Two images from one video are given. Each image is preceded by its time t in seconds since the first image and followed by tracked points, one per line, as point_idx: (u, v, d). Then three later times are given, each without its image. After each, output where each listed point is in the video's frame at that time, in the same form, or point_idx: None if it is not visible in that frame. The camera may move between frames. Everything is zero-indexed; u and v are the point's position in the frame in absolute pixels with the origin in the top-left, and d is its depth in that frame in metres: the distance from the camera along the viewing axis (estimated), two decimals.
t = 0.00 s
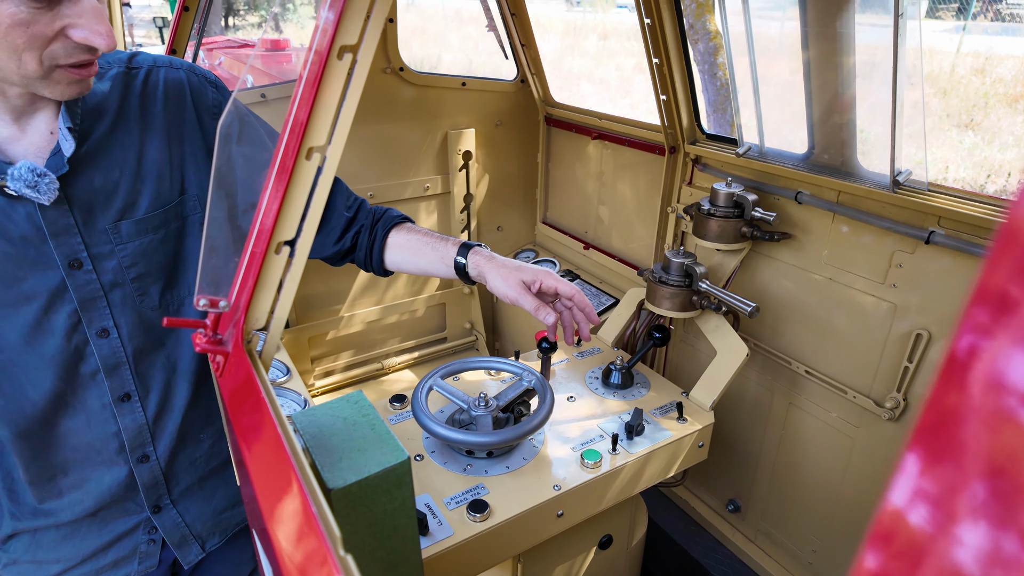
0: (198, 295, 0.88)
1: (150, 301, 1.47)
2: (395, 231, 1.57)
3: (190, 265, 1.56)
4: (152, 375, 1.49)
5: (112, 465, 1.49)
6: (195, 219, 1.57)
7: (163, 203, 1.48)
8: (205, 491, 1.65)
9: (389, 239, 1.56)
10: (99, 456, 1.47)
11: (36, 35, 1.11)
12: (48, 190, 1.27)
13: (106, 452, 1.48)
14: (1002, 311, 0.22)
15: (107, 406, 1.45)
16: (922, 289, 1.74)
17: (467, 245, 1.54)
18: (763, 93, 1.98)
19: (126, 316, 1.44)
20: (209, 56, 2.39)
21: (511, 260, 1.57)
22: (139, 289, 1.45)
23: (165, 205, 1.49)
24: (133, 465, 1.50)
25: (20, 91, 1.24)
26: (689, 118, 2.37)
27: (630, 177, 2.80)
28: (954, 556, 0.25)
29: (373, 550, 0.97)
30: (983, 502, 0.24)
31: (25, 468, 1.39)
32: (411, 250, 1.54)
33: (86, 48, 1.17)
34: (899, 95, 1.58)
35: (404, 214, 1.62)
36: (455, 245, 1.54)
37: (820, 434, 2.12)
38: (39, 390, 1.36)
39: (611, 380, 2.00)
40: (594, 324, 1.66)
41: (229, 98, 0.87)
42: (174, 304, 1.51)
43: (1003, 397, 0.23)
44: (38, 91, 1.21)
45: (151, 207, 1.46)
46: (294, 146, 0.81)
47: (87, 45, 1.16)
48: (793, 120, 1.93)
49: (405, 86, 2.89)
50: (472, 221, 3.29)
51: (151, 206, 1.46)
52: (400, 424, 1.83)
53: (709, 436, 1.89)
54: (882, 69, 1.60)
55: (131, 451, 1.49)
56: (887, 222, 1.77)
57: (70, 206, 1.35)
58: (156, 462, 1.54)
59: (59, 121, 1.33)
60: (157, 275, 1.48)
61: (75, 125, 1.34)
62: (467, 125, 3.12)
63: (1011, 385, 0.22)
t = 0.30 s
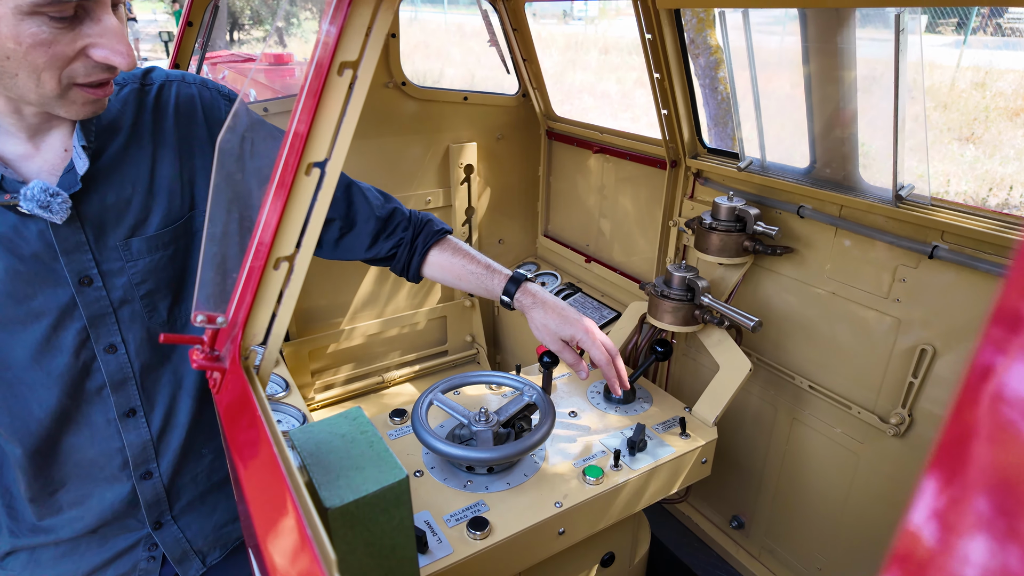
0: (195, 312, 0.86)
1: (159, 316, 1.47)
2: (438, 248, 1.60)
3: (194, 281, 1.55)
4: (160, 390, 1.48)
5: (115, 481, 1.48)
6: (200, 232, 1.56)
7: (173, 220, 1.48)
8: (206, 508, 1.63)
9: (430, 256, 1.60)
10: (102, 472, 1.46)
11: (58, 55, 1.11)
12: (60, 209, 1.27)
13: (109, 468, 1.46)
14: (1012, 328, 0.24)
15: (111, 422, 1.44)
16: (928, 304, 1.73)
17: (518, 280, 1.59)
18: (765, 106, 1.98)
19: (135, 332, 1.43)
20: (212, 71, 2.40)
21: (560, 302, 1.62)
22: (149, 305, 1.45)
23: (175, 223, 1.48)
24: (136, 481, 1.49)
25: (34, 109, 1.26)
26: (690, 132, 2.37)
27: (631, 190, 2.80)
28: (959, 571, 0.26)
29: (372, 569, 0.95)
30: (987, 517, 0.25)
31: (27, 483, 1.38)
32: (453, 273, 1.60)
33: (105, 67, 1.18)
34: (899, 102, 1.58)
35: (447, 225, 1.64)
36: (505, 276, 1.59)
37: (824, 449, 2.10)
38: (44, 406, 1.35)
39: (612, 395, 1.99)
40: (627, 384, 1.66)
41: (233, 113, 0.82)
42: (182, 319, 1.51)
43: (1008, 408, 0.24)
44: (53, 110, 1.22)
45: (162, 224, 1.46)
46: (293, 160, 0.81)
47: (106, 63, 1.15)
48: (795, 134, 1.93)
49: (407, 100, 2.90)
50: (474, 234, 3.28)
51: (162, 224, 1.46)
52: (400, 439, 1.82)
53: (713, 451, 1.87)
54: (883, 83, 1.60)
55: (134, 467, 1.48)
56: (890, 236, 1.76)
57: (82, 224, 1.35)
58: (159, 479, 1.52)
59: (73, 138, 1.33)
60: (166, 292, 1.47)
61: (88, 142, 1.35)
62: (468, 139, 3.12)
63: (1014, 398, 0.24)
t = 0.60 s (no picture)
0: (188, 324, 0.84)
1: (163, 330, 1.44)
2: (465, 264, 1.57)
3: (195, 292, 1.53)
4: (161, 405, 1.45)
5: (112, 495, 1.45)
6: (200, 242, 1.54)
7: (180, 235, 1.46)
8: (204, 524, 1.59)
9: (457, 271, 1.57)
10: (99, 485, 1.44)
11: (63, 69, 1.09)
12: (61, 225, 1.26)
13: (106, 482, 1.44)
14: None
15: (110, 435, 1.41)
16: (936, 316, 1.71)
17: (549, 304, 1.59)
18: (768, 117, 1.96)
19: (137, 345, 1.41)
20: (214, 80, 2.40)
21: (591, 329, 1.62)
22: (152, 319, 1.42)
23: (181, 238, 1.46)
24: (133, 497, 1.46)
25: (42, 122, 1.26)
26: (692, 142, 2.35)
27: (632, 200, 2.79)
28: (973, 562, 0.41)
29: None
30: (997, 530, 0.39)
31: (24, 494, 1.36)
32: (480, 289, 1.58)
33: (112, 81, 1.16)
34: (903, 111, 1.57)
35: (474, 237, 1.59)
36: (536, 298, 1.59)
37: (830, 462, 2.07)
38: (42, 419, 1.33)
39: (615, 407, 1.96)
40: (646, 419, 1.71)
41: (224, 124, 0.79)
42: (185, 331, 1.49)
43: None
44: (62, 123, 1.21)
45: (169, 239, 1.44)
46: (290, 169, 0.79)
47: (113, 77, 1.13)
48: (799, 144, 1.92)
49: (408, 110, 2.90)
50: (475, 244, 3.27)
51: (168, 239, 1.44)
52: (399, 451, 1.79)
53: (717, 465, 1.85)
54: (889, 93, 1.59)
55: (131, 482, 1.45)
56: (896, 247, 1.74)
57: (86, 237, 1.33)
58: (155, 495, 1.49)
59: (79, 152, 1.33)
60: (170, 306, 1.45)
61: (95, 156, 1.34)
62: (470, 148, 3.12)
63: None
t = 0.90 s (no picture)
0: (177, 328, 0.81)
1: (161, 337, 1.42)
2: (469, 277, 1.54)
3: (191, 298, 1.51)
4: (156, 414, 1.42)
5: (105, 505, 1.42)
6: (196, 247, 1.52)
7: (178, 243, 1.44)
8: (198, 534, 1.56)
9: (461, 284, 1.54)
10: (93, 495, 1.41)
11: (65, 74, 1.05)
12: (57, 233, 1.25)
13: (99, 491, 1.41)
14: None
15: (105, 444, 1.38)
16: (942, 323, 1.68)
17: (554, 320, 1.55)
18: (771, 122, 1.94)
19: (133, 353, 1.39)
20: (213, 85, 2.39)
21: (595, 349, 1.59)
22: (150, 327, 1.40)
23: (179, 245, 1.44)
24: (126, 507, 1.43)
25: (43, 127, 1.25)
26: (694, 147, 2.33)
27: (633, 206, 2.77)
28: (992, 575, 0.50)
29: None
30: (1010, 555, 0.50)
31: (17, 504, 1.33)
32: (484, 304, 1.55)
33: (115, 86, 1.11)
34: (909, 111, 1.55)
35: (479, 249, 1.55)
36: (541, 314, 1.56)
37: (835, 471, 2.04)
38: (35, 427, 1.30)
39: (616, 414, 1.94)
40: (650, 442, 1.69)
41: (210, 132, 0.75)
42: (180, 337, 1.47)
43: None
44: (63, 129, 1.16)
45: (167, 246, 1.42)
46: (282, 169, 0.77)
47: (115, 82, 1.08)
48: (802, 148, 1.90)
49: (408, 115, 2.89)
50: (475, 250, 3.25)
51: (166, 246, 1.42)
52: (397, 459, 1.76)
53: (720, 474, 1.82)
54: (894, 98, 1.57)
55: (124, 492, 1.42)
56: (901, 252, 1.72)
57: (83, 244, 1.31)
58: (149, 505, 1.46)
59: (78, 158, 1.31)
60: (167, 314, 1.43)
61: (93, 162, 1.32)
62: (470, 154, 3.11)
63: None
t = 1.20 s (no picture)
0: (162, 326, 0.77)
1: (153, 339, 1.38)
2: (469, 279, 1.50)
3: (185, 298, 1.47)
4: (149, 418, 1.38)
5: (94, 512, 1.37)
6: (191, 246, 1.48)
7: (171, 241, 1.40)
8: (191, 541, 1.51)
9: (461, 286, 1.50)
10: (83, 500, 1.37)
11: (49, 66, 1.00)
12: (43, 232, 1.20)
13: (89, 497, 1.37)
14: None
15: (95, 448, 1.34)
16: (953, 325, 1.64)
17: (557, 324, 1.51)
18: (777, 121, 1.91)
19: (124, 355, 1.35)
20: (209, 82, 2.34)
21: (599, 353, 1.54)
22: (142, 328, 1.36)
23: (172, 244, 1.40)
24: (117, 513, 1.39)
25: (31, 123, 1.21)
26: (698, 146, 2.29)
27: (636, 207, 2.74)
28: None
29: None
30: None
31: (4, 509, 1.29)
32: (484, 306, 1.50)
33: (102, 79, 1.07)
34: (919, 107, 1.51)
35: (480, 249, 1.50)
36: (543, 318, 1.51)
37: (843, 476, 1.99)
38: (23, 431, 1.26)
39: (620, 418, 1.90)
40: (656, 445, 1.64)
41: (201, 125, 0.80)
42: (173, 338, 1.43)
43: None
44: (51, 124, 1.12)
45: (158, 246, 1.38)
46: (273, 161, 0.73)
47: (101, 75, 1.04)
48: (809, 146, 1.86)
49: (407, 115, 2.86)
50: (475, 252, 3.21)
51: (157, 245, 1.38)
52: (396, 464, 1.72)
53: (726, 479, 1.77)
54: (902, 95, 1.54)
55: (115, 497, 1.38)
56: (911, 253, 1.68)
57: (73, 244, 1.28)
58: (141, 511, 1.41)
59: (67, 155, 1.27)
60: (159, 315, 1.39)
61: (82, 159, 1.28)
62: (470, 155, 3.07)
63: None
